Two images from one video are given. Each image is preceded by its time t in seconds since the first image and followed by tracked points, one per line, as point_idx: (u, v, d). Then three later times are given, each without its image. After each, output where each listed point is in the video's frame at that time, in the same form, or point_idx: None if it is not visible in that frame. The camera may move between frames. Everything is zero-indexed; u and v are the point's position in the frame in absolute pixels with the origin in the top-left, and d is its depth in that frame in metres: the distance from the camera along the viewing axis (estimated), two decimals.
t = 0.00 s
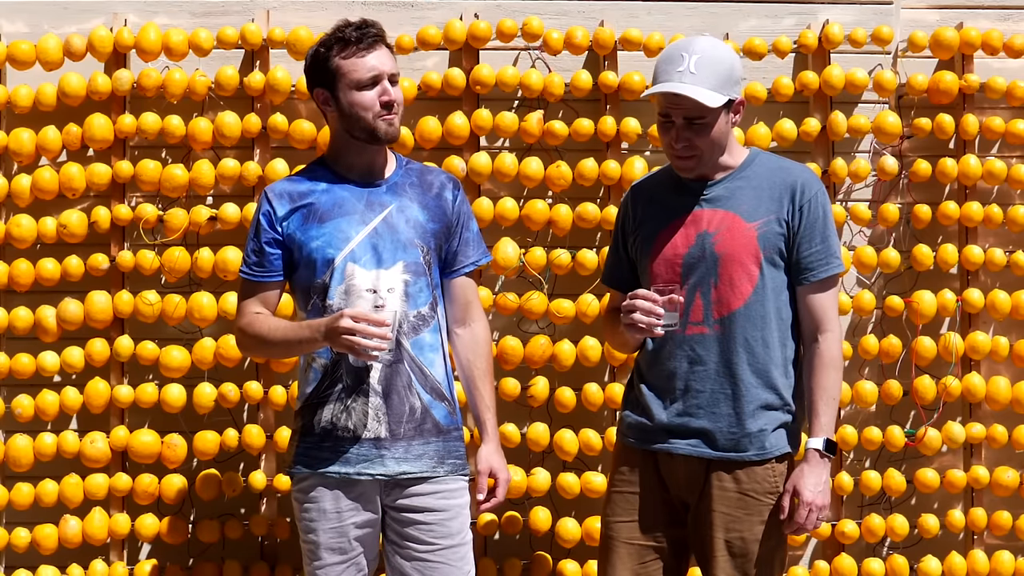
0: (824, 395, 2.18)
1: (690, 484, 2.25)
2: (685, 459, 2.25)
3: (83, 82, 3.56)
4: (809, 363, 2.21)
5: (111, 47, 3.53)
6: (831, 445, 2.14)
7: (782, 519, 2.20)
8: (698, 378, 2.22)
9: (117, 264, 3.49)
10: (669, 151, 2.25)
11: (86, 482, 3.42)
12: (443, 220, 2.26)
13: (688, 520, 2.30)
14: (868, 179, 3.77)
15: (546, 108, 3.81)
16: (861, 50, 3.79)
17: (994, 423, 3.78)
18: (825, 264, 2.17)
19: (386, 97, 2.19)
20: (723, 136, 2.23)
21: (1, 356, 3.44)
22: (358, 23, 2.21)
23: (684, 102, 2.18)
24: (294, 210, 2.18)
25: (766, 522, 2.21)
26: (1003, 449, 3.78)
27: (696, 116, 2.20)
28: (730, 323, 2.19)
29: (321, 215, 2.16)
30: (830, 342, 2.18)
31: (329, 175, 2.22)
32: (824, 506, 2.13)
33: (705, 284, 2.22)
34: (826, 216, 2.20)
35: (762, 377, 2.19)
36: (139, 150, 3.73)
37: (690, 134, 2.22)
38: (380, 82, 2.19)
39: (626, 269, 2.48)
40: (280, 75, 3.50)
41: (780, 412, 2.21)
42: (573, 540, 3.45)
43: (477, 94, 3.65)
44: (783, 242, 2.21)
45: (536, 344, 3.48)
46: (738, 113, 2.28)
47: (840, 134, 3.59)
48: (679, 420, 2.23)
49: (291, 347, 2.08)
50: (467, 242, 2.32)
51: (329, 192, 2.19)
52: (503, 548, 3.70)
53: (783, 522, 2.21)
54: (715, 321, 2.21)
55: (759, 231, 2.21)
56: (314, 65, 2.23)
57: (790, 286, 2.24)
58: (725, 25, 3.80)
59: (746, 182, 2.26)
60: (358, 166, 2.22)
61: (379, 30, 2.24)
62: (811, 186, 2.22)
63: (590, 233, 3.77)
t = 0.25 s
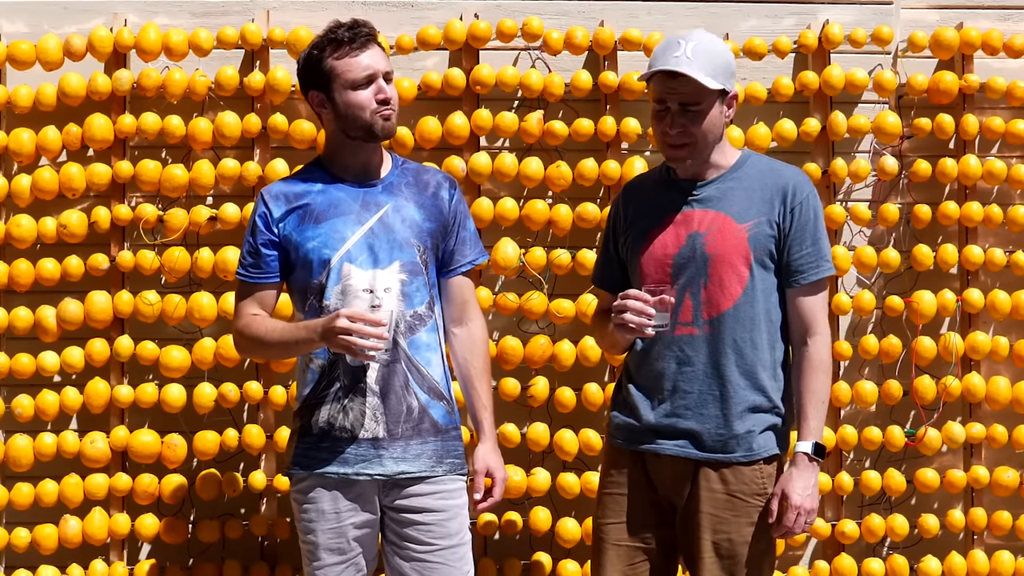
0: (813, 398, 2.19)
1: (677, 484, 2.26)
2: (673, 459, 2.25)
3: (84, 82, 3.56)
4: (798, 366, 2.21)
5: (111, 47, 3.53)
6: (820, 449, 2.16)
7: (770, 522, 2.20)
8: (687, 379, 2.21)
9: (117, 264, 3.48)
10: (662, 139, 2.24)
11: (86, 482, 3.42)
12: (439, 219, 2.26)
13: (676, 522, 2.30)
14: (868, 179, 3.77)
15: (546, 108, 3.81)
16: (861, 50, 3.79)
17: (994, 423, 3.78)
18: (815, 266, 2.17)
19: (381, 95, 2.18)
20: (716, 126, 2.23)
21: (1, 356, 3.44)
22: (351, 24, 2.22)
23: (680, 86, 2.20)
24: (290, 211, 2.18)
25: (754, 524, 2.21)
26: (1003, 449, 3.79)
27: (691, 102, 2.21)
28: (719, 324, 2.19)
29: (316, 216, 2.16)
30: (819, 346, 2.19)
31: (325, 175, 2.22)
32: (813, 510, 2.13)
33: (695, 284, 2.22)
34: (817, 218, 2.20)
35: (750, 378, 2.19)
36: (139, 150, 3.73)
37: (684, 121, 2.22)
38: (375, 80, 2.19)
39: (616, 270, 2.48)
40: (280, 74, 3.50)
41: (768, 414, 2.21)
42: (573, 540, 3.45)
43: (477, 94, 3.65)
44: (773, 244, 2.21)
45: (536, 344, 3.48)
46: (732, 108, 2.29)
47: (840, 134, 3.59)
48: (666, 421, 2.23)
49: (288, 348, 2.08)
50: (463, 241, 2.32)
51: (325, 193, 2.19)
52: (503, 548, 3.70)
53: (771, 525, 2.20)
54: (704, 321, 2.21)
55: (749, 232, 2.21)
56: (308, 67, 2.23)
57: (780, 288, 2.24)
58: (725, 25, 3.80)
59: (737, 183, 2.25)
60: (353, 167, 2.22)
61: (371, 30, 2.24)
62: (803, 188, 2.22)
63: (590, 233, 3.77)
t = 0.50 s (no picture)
0: (800, 404, 2.18)
1: (663, 487, 2.25)
2: (658, 462, 2.24)
3: (83, 82, 3.56)
4: (788, 371, 2.22)
5: (111, 47, 3.53)
6: (807, 455, 2.15)
7: (756, 526, 2.18)
8: (675, 381, 2.21)
9: (117, 264, 3.48)
10: (660, 120, 2.25)
11: (86, 482, 3.42)
12: (438, 219, 2.26)
13: (663, 525, 2.29)
14: (868, 179, 3.77)
15: (546, 108, 3.81)
16: (861, 50, 3.79)
17: (994, 423, 3.78)
18: (807, 271, 2.17)
19: (380, 95, 2.18)
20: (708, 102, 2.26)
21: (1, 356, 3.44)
22: (348, 24, 2.22)
23: (665, 63, 2.28)
24: (288, 212, 2.18)
25: (740, 527, 2.21)
26: (1003, 449, 3.79)
27: (680, 76, 2.26)
28: (710, 327, 2.19)
29: (315, 216, 2.16)
30: (808, 351, 2.19)
31: (323, 176, 2.22)
32: (799, 516, 2.11)
33: (688, 286, 2.22)
34: (811, 222, 2.19)
35: (740, 382, 2.18)
36: (139, 150, 3.73)
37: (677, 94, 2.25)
38: (373, 80, 2.19)
39: (608, 272, 2.49)
40: (280, 74, 3.50)
41: (756, 418, 2.20)
42: (573, 540, 3.45)
43: (477, 94, 3.65)
44: (767, 248, 2.21)
45: (536, 344, 3.48)
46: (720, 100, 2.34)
47: (840, 134, 3.59)
48: (653, 423, 2.23)
49: (287, 348, 2.08)
50: (462, 240, 2.32)
51: (323, 193, 2.19)
52: (503, 548, 3.70)
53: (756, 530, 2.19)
54: (694, 323, 2.20)
55: (743, 235, 2.21)
56: (305, 65, 2.24)
57: (771, 292, 2.24)
58: (725, 25, 3.80)
59: (732, 185, 2.26)
60: (351, 167, 2.22)
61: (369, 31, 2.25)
62: (797, 192, 2.21)
63: (590, 233, 3.77)
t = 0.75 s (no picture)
0: (792, 405, 2.19)
1: (653, 488, 2.25)
2: (648, 462, 2.24)
3: (83, 82, 3.56)
4: (779, 372, 2.22)
5: (111, 47, 3.53)
6: (800, 457, 2.15)
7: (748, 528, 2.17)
8: (666, 381, 2.21)
9: (117, 264, 3.48)
10: (645, 116, 2.27)
11: (86, 482, 3.42)
12: (437, 220, 2.26)
13: (653, 526, 2.29)
14: (868, 179, 3.77)
15: (546, 108, 3.81)
16: (861, 50, 3.79)
17: (994, 423, 3.78)
18: (800, 272, 2.17)
19: (375, 102, 2.16)
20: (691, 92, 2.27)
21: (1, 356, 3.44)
22: (355, 27, 2.22)
23: (643, 64, 2.32)
24: (287, 213, 2.18)
25: (732, 528, 2.20)
26: (1003, 449, 3.79)
27: (659, 72, 2.29)
28: (702, 327, 2.19)
29: (314, 217, 2.16)
30: (801, 352, 2.19)
31: (323, 177, 2.22)
32: (791, 519, 2.11)
33: (681, 287, 2.22)
34: (804, 224, 2.20)
35: (732, 383, 2.18)
36: (139, 150, 3.73)
37: (659, 88, 2.27)
38: (370, 84, 2.17)
39: (602, 272, 2.49)
40: (279, 75, 3.50)
41: (747, 419, 2.20)
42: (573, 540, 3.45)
43: (477, 94, 3.65)
44: (760, 249, 2.21)
45: (536, 344, 3.48)
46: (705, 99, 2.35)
47: (840, 134, 3.59)
48: (643, 423, 2.23)
49: (287, 349, 2.08)
50: (462, 241, 2.32)
51: (322, 194, 2.19)
52: (503, 548, 3.70)
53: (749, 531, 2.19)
54: (686, 324, 2.20)
55: (737, 235, 2.20)
56: (309, 63, 2.24)
57: (764, 293, 2.24)
58: (725, 25, 3.80)
59: (725, 186, 2.25)
60: (351, 168, 2.22)
61: (375, 34, 2.23)
62: (791, 193, 2.22)
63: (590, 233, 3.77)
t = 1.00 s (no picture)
0: (787, 402, 2.19)
1: (650, 487, 2.25)
2: (645, 461, 2.24)
3: (83, 82, 3.56)
4: (773, 369, 2.22)
5: (111, 47, 3.53)
6: (795, 453, 2.15)
7: (745, 525, 2.18)
8: (663, 379, 2.21)
9: (117, 264, 3.48)
10: (641, 111, 2.26)
11: (86, 482, 3.42)
12: (437, 221, 2.26)
13: (650, 525, 2.29)
14: (868, 179, 3.77)
15: (546, 108, 3.81)
16: (861, 50, 3.79)
17: (994, 423, 3.78)
18: (795, 269, 2.18)
19: (368, 109, 2.14)
20: (687, 91, 2.26)
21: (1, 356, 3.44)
22: (362, 30, 2.18)
23: (642, 59, 2.31)
24: (287, 211, 2.18)
25: (729, 526, 2.20)
26: (1003, 449, 3.79)
27: (657, 68, 2.28)
28: (698, 325, 2.19)
29: (314, 216, 2.16)
30: (795, 349, 2.19)
31: (324, 176, 2.22)
32: (789, 515, 2.12)
33: (676, 284, 2.22)
34: (798, 222, 2.20)
35: (728, 381, 2.18)
36: (139, 150, 3.73)
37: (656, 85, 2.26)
38: (369, 91, 2.15)
39: (595, 272, 2.49)
40: (279, 74, 3.50)
41: (743, 417, 2.20)
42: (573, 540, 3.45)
43: (477, 94, 3.65)
44: (755, 246, 2.21)
45: (536, 344, 3.48)
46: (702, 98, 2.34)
47: (840, 134, 3.59)
48: (641, 421, 2.22)
49: (285, 348, 2.08)
50: (462, 242, 2.32)
51: (323, 193, 2.19)
52: (503, 548, 3.70)
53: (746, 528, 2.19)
54: (682, 321, 2.20)
55: (732, 233, 2.21)
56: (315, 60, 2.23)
57: (759, 290, 2.25)
58: (725, 25, 3.80)
59: (719, 184, 2.25)
60: (351, 168, 2.22)
61: (382, 38, 2.20)
62: (785, 190, 2.22)
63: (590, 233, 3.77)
